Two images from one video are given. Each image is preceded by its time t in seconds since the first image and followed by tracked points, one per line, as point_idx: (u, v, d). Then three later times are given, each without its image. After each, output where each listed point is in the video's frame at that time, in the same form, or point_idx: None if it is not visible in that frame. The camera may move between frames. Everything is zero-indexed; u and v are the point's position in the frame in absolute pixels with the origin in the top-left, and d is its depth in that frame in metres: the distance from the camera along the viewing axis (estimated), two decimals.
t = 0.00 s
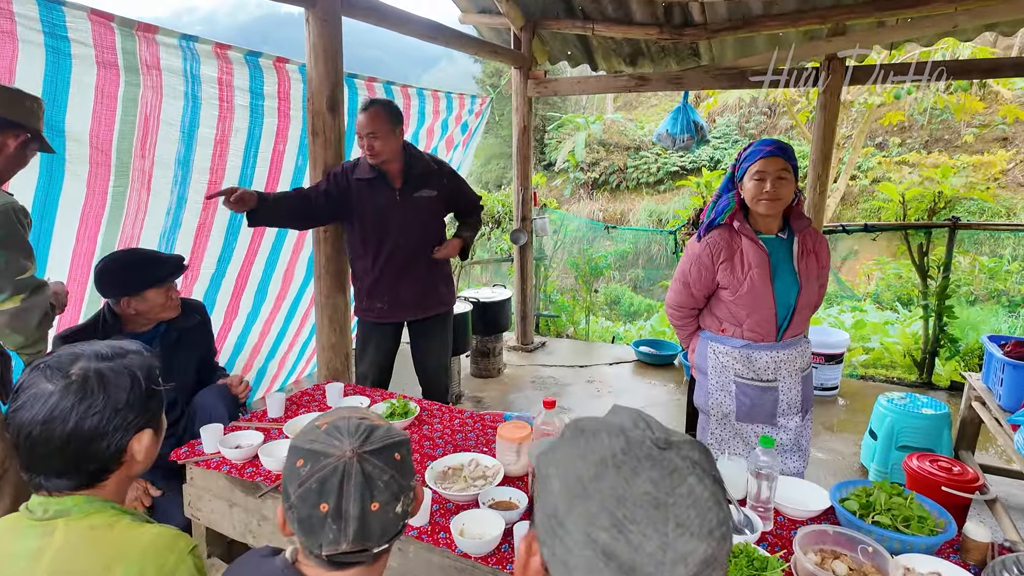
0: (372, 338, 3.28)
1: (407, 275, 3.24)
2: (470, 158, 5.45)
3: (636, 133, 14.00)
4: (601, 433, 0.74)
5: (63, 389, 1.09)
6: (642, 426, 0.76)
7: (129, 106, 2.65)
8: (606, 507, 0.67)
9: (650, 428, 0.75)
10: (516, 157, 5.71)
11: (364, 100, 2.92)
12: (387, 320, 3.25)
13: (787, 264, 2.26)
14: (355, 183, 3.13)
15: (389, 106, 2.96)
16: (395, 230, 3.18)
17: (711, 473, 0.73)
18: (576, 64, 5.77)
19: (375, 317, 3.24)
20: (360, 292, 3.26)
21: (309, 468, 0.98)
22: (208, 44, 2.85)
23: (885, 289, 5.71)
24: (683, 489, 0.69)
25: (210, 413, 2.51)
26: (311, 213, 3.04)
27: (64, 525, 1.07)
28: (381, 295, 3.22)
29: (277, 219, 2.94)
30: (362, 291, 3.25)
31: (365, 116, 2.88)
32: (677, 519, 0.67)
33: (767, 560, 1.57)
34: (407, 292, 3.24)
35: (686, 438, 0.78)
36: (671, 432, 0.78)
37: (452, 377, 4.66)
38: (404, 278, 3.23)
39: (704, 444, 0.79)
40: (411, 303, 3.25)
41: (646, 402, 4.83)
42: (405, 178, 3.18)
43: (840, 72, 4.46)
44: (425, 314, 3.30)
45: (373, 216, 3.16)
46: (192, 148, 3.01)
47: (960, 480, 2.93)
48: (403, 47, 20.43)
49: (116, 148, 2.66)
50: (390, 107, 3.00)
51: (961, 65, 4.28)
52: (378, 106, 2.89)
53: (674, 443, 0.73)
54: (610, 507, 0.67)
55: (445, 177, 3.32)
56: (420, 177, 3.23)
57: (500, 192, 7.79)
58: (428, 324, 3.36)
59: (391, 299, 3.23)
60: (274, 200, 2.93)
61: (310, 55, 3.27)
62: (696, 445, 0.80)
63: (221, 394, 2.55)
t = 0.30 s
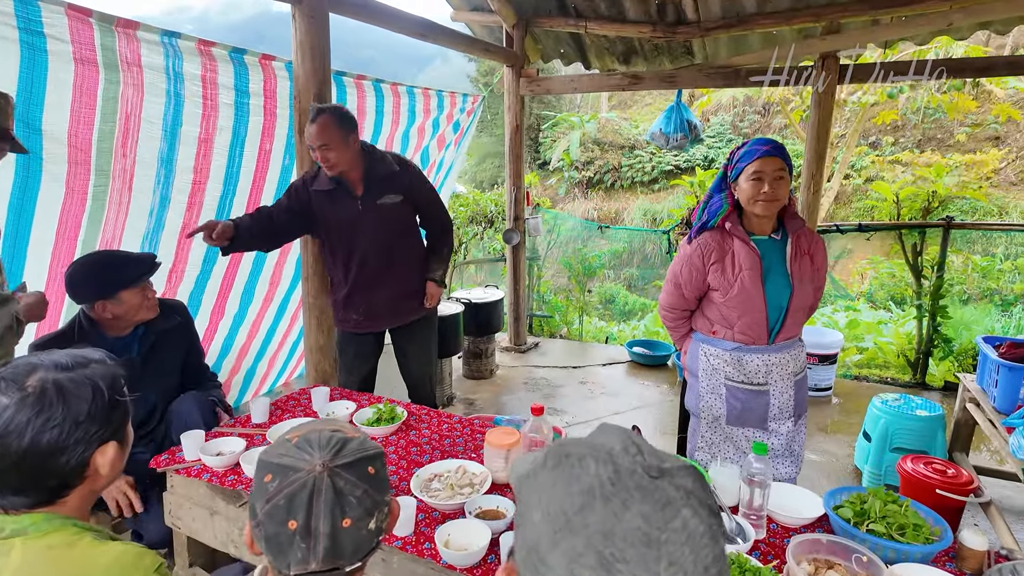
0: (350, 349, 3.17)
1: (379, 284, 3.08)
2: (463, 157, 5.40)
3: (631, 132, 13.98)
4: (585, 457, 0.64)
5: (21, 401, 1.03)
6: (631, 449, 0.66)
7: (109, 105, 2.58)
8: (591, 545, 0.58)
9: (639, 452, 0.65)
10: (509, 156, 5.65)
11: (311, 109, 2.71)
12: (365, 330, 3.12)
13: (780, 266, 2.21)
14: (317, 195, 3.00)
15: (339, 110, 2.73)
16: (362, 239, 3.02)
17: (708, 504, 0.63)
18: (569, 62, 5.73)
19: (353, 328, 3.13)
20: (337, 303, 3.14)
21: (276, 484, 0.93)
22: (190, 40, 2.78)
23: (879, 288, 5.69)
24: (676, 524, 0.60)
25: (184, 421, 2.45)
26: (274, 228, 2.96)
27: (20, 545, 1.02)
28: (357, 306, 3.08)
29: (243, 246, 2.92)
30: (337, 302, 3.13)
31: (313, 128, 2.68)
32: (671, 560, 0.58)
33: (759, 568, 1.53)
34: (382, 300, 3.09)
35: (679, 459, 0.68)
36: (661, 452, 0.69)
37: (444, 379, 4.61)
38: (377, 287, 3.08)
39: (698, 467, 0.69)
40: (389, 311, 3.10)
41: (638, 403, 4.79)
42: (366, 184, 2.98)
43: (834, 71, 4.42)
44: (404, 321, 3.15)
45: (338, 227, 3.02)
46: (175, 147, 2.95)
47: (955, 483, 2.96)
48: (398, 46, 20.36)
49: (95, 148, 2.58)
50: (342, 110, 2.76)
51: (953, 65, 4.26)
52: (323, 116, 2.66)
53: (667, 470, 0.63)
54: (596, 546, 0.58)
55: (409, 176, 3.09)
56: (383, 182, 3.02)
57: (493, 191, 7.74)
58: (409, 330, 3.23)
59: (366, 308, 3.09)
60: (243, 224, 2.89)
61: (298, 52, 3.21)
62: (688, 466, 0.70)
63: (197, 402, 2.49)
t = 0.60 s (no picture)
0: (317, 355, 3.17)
1: (341, 291, 3.05)
2: (447, 157, 5.36)
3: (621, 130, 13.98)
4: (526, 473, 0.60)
5: None
6: (572, 463, 0.63)
7: (78, 104, 2.52)
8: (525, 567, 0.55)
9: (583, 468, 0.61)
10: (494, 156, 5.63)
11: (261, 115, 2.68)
12: (331, 337, 3.11)
13: (749, 267, 2.20)
14: (274, 202, 2.99)
15: (289, 114, 2.70)
16: (320, 246, 2.99)
17: (648, 523, 0.60)
18: (554, 61, 5.70)
19: (319, 334, 3.12)
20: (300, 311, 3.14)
21: (223, 494, 0.91)
22: (163, 39, 2.73)
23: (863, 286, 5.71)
24: (614, 544, 0.57)
25: (144, 430, 2.48)
26: (230, 234, 2.95)
27: None
28: (320, 313, 3.08)
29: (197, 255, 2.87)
30: (301, 309, 3.12)
31: (262, 136, 2.65)
32: None
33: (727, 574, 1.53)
34: (346, 306, 3.07)
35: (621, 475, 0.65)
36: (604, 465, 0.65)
37: (427, 380, 4.58)
38: (338, 294, 3.06)
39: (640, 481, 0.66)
40: (353, 317, 3.09)
41: (623, 402, 4.79)
42: (323, 190, 2.94)
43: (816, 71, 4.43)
44: (369, 327, 3.13)
45: (297, 234, 3.00)
46: (148, 147, 2.90)
47: (933, 482, 2.98)
48: (388, 45, 20.27)
49: (65, 148, 2.53)
50: (293, 113, 2.73)
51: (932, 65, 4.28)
52: (272, 122, 2.63)
53: (608, 488, 0.60)
54: (530, 569, 0.55)
55: (367, 182, 3.04)
56: (340, 186, 2.98)
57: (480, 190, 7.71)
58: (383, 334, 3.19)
59: (330, 315, 3.07)
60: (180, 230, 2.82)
61: (275, 51, 3.18)
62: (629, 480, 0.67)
63: (160, 411, 2.52)
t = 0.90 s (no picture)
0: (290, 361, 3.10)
1: (318, 293, 3.02)
2: (428, 157, 5.33)
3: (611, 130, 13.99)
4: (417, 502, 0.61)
5: None
6: (473, 488, 0.64)
7: (39, 106, 2.47)
8: None
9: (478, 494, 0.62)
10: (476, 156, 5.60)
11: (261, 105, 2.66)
12: (302, 341, 3.05)
13: (704, 271, 2.30)
14: (257, 196, 2.93)
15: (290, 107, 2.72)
16: (302, 245, 2.96)
17: (546, 550, 0.61)
18: (536, 61, 5.69)
19: (288, 338, 3.05)
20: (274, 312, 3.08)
21: (142, 511, 0.88)
22: (129, 39, 2.68)
23: (845, 285, 5.73)
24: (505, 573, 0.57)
25: (103, 439, 2.43)
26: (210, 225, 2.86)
27: None
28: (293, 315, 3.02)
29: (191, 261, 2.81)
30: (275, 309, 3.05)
31: (263, 124, 2.63)
32: None
33: None
34: (321, 310, 3.03)
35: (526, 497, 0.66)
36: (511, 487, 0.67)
37: (407, 383, 4.55)
38: (315, 295, 3.02)
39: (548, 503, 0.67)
40: (326, 321, 3.05)
41: (605, 403, 4.79)
42: (312, 187, 2.95)
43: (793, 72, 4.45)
44: (341, 332, 3.09)
45: (279, 230, 2.95)
46: (114, 150, 2.86)
47: (908, 483, 2.99)
48: (380, 45, 20.26)
49: (26, 152, 2.47)
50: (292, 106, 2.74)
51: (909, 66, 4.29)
52: (275, 113, 2.64)
53: (504, 514, 0.61)
54: None
55: (357, 185, 3.08)
56: (329, 186, 3.00)
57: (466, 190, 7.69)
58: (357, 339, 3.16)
59: (304, 318, 3.02)
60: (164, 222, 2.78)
61: (246, 52, 3.14)
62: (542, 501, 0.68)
63: (119, 419, 2.50)
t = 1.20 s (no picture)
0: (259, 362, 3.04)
1: (294, 290, 2.96)
2: (404, 154, 5.31)
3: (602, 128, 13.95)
4: (262, 525, 0.79)
5: None
6: (310, 515, 0.81)
7: None
8: None
9: (316, 522, 0.79)
10: (453, 155, 5.57)
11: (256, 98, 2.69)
12: (275, 337, 3.00)
13: (652, 276, 2.32)
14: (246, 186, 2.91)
15: (284, 104, 2.73)
16: (286, 240, 2.92)
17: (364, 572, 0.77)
18: (514, 60, 5.64)
19: (262, 334, 3.01)
20: (249, 305, 3.02)
21: (15, 528, 0.90)
22: (81, 37, 2.62)
23: (828, 284, 5.73)
24: None
25: (48, 446, 2.40)
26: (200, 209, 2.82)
27: None
28: (269, 309, 2.97)
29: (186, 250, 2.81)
30: (252, 301, 3.01)
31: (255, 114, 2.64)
32: None
33: None
34: (296, 309, 2.97)
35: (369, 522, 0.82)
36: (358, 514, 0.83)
37: (380, 385, 4.51)
38: (292, 292, 2.96)
39: (390, 527, 0.82)
40: (301, 320, 2.99)
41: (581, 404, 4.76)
42: (301, 182, 2.91)
43: (765, 71, 4.43)
44: (315, 334, 3.03)
45: (264, 222, 2.91)
46: (67, 150, 2.81)
47: (874, 483, 2.98)
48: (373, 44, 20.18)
49: None
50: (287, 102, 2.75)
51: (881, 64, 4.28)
52: (268, 105, 2.66)
53: (330, 540, 0.77)
54: None
55: (349, 188, 3.04)
56: (319, 185, 2.96)
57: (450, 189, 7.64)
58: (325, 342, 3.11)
59: (278, 315, 2.97)
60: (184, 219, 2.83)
61: (205, 51, 3.07)
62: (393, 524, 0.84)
63: (66, 425, 2.47)
